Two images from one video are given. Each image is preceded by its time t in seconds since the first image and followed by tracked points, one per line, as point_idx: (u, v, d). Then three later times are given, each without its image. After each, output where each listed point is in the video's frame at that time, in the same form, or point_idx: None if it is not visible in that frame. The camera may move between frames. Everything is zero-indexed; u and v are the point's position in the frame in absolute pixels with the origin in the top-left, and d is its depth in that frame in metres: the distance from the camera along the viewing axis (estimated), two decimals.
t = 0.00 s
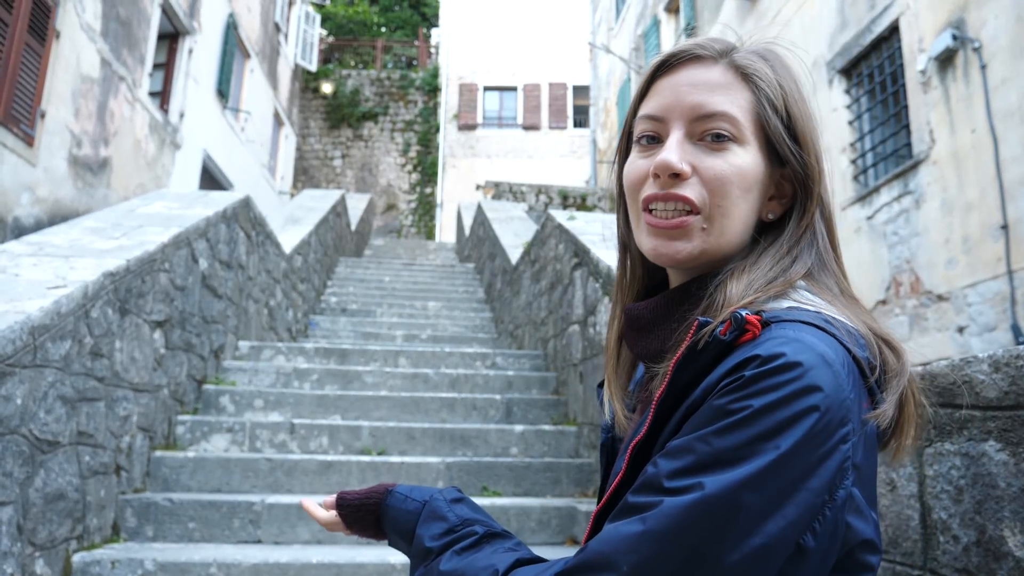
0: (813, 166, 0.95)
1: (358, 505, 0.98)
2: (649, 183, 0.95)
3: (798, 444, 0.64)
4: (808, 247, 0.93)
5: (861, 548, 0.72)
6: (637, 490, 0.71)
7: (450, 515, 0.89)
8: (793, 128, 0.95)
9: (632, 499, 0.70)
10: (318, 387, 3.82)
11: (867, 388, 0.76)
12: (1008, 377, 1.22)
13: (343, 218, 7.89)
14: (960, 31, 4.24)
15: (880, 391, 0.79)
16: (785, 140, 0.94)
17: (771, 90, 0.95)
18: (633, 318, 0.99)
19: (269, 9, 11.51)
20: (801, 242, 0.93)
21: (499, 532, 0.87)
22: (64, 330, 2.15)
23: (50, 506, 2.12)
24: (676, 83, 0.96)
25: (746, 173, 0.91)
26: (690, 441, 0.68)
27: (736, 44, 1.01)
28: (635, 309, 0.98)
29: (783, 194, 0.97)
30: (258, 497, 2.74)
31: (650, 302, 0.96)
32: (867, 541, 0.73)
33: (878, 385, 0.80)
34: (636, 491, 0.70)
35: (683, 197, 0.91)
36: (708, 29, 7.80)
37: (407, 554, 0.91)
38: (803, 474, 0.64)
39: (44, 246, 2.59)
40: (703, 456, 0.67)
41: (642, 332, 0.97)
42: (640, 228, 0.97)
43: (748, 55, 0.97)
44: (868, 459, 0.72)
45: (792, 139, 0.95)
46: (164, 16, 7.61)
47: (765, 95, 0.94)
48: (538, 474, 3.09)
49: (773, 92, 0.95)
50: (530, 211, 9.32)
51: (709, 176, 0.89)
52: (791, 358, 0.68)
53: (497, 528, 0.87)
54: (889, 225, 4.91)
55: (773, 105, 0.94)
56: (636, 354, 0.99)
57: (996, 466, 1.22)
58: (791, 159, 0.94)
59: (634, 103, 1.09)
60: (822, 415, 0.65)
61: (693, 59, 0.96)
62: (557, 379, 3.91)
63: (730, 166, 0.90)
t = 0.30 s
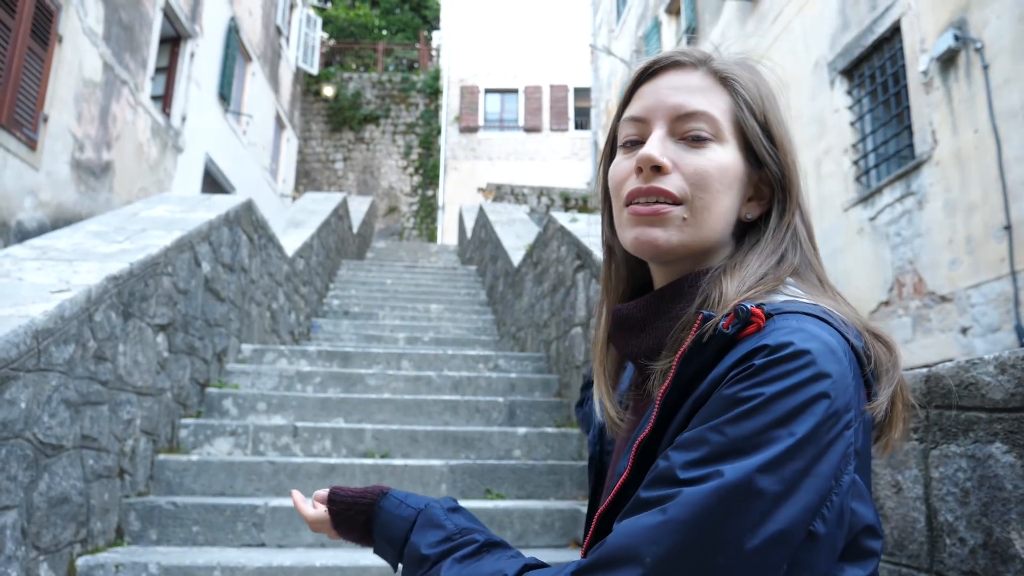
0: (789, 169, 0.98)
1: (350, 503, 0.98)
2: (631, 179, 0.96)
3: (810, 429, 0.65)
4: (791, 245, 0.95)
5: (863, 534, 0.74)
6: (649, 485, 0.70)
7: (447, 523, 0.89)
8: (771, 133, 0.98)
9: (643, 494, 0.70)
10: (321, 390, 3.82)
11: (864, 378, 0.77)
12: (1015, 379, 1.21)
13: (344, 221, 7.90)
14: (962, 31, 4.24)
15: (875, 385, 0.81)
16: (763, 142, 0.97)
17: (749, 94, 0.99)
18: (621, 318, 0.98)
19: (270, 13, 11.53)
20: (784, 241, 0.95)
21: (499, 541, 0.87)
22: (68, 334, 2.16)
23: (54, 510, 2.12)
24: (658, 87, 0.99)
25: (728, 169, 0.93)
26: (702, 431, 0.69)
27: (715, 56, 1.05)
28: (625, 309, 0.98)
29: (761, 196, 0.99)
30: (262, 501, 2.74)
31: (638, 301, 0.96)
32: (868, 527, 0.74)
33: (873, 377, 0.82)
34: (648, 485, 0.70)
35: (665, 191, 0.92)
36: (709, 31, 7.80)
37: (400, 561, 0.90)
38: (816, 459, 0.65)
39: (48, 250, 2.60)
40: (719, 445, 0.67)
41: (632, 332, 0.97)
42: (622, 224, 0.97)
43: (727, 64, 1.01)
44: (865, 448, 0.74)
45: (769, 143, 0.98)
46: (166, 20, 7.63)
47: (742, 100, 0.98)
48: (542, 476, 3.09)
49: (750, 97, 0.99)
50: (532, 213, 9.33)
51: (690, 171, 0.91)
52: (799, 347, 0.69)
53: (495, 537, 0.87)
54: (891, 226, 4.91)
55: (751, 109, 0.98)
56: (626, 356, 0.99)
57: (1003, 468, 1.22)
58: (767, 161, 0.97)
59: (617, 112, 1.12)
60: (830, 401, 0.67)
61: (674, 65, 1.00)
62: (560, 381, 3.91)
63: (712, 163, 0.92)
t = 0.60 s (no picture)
0: (779, 167, 0.98)
1: None
2: (624, 167, 0.96)
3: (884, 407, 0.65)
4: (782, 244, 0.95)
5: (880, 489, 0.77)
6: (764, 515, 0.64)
7: None
8: (763, 130, 0.99)
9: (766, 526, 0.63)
10: (325, 393, 3.83)
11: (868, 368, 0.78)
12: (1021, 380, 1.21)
13: (347, 224, 7.92)
14: (964, 32, 4.24)
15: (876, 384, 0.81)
16: (755, 137, 0.98)
17: (745, 89, 1.00)
18: (619, 320, 0.94)
19: (273, 17, 11.57)
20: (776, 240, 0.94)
21: None
22: (73, 338, 2.17)
23: (60, 513, 2.12)
24: (656, 75, 1.01)
25: (722, 162, 0.93)
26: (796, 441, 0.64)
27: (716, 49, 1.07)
28: (621, 310, 0.94)
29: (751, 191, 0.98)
30: (267, 504, 2.74)
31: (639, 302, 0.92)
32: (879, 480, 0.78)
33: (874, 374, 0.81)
34: (759, 516, 0.64)
35: (657, 178, 0.91)
36: (711, 33, 7.81)
37: None
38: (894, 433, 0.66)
39: (53, 254, 2.60)
40: (825, 454, 0.62)
41: (629, 334, 0.93)
42: (612, 215, 0.97)
43: (725, 57, 1.02)
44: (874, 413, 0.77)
45: (760, 139, 0.98)
46: (169, 24, 7.66)
47: (738, 93, 0.99)
48: (546, 478, 3.09)
49: (747, 91, 1.00)
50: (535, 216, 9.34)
51: (682, 159, 0.91)
52: (841, 333, 0.69)
53: None
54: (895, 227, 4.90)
55: (746, 103, 0.99)
56: (622, 358, 0.94)
57: (1009, 469, 1.22)
58: (758, 157, 0.97)
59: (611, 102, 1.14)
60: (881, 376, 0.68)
61: (673, 55, 1.02)
62: (563, 383, 3.92)
63: (705, 153, 0.92)
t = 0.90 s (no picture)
0: (781, 169, 1.00)
1: None
2: (623, 197, 0.96)
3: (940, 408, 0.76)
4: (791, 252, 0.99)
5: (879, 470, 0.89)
6: (908, 542, 0.71)
7: None
8: (760, 132, 1.00)
9: (918, 552, 0.71)
10: (329, 393, 3.83)
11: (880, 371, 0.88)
12: None
13: (351, 225, 7.93)
14: (968, 31, 4.22)
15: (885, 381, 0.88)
16: (753, 144, 0.99)
17: (738, 94, 1.00)
18: (633, 337, 0.98)
19: (277, 18, 11.58)
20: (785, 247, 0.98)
21: None
22: (79, 338, 2.18)
23: (66, 513, 2.13)
24: (643, 89, 1.00)
25: (724, 180, 0.94)
26: (916, 465, 0.70)
27: (700, 46, 1.06)
28: (634, 325, 0.98)
29: (753, 197, 1.01)
30: (272, 503, 2.75)
31: (651, 317, 0.96)
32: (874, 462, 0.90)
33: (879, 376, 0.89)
34: (902, 542, 0.71)
35: (661, 206, 0.93)
36: (715, 32, 7.80)
37: None
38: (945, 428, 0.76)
39: (59, 255, 2.62)
40: (948, 476, 0.70)
41: (642, 352, 0.97)
42: (616, 242, 0.98)
43: (711, 59, 1.02)
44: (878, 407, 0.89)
45: (759, 144, 1.00)
46: (173, 25, 7.68)
47: (730, 99, 0.99)
48: (549, 478, 3.09)
49: (739, 96, 1.01)
50: (538, 216, 9.35)
51: (684, 184, 0.92)
52: (896, 349, 0.78)
53: None
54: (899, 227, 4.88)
55: (740, 109, 0.99)
56: (636, 374, 0.99)
57: (1013, 469, 1.21)
58: (758, 163, 0.99)
59: (596, 109, 1.13)
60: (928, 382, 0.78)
61: (659, 65, 1.01)
62: (567, 383, 3.93)
63: (707, 174, 0.93)
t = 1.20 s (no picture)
0: (779, 169, 1.01)
1: None
2: (623, 202, 0.96)
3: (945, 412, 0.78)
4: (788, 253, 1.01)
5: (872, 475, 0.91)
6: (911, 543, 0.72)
7: None
8: (757, 133, 1.01)
9: (918, 553, 0.72)
10: (331, 394, 3.84)
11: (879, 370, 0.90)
12: None
13: (353, 225, 7.94)
14: (970, 31, 4.22)
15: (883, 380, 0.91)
16: (751, 145, 1.00)
17: (735, 95, 1.01)
18: (634, 344, 0.97)
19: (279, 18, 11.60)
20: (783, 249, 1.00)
21: None
22: (82, 339, 2.18)
23: (69, 513, 2.14)
24: (640, 92, 1.00)
25: (723, 183, 0.95)
26: (923, 464, 0.72)
27: (696, 45, 1.06)
28: (634, 333, 0.97)
29: (751, 199, 1.02)
30: (274, 504, 2.76)
31: (653, 324, 0.95)
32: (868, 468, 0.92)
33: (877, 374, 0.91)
34: (904, 541, 0.73)
35: (661, 210, 0.93)
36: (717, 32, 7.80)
37: None
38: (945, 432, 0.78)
39: (61, 256, 2.63)
40: (951, 476, 0.72)
41: (645, 359, 0.97)
42: (615, 247, 0.98)
43: (707, 59, 1.02)
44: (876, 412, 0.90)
45: (756, 144, 1.00)
46: (175, 26, 7.69)
47: (728, 100, 1.00)
48: (551, 479, 3.10)
49: (736, 96, 1.01)
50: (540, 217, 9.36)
51: (684, 189, 0.92)
52: (907, 352, 0.80)
53: None
54: (901, 227, 4.88)
55: (738, 109, 1.00)
56: (637, 380, 0.98)
57: (1012, 469, 1.22)
58: (757, 164, 1.00)
59: (591, 111, 1.13)
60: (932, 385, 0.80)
61: (655, 67, 1.01)
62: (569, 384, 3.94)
63: (706, 177, 0.93)
